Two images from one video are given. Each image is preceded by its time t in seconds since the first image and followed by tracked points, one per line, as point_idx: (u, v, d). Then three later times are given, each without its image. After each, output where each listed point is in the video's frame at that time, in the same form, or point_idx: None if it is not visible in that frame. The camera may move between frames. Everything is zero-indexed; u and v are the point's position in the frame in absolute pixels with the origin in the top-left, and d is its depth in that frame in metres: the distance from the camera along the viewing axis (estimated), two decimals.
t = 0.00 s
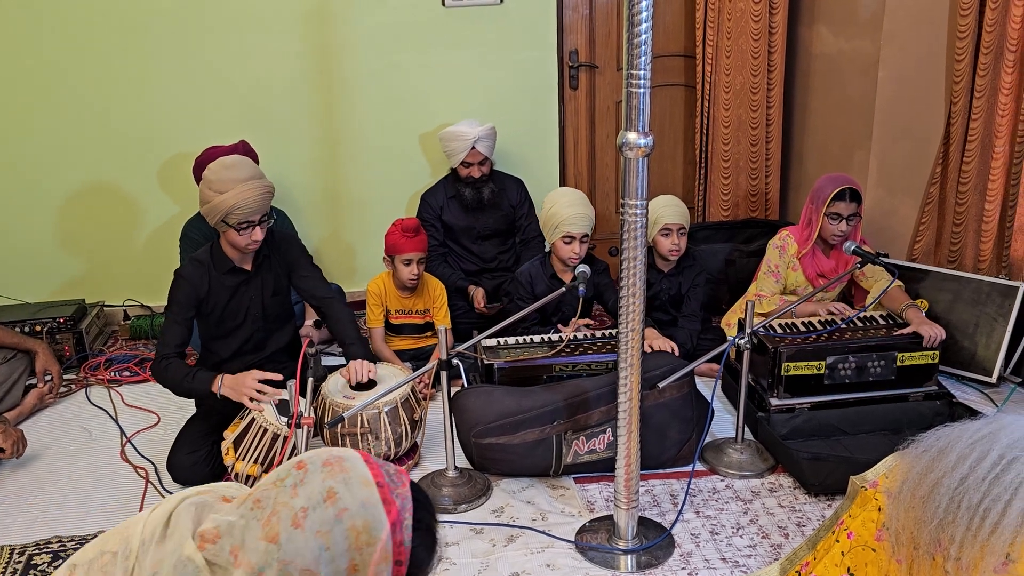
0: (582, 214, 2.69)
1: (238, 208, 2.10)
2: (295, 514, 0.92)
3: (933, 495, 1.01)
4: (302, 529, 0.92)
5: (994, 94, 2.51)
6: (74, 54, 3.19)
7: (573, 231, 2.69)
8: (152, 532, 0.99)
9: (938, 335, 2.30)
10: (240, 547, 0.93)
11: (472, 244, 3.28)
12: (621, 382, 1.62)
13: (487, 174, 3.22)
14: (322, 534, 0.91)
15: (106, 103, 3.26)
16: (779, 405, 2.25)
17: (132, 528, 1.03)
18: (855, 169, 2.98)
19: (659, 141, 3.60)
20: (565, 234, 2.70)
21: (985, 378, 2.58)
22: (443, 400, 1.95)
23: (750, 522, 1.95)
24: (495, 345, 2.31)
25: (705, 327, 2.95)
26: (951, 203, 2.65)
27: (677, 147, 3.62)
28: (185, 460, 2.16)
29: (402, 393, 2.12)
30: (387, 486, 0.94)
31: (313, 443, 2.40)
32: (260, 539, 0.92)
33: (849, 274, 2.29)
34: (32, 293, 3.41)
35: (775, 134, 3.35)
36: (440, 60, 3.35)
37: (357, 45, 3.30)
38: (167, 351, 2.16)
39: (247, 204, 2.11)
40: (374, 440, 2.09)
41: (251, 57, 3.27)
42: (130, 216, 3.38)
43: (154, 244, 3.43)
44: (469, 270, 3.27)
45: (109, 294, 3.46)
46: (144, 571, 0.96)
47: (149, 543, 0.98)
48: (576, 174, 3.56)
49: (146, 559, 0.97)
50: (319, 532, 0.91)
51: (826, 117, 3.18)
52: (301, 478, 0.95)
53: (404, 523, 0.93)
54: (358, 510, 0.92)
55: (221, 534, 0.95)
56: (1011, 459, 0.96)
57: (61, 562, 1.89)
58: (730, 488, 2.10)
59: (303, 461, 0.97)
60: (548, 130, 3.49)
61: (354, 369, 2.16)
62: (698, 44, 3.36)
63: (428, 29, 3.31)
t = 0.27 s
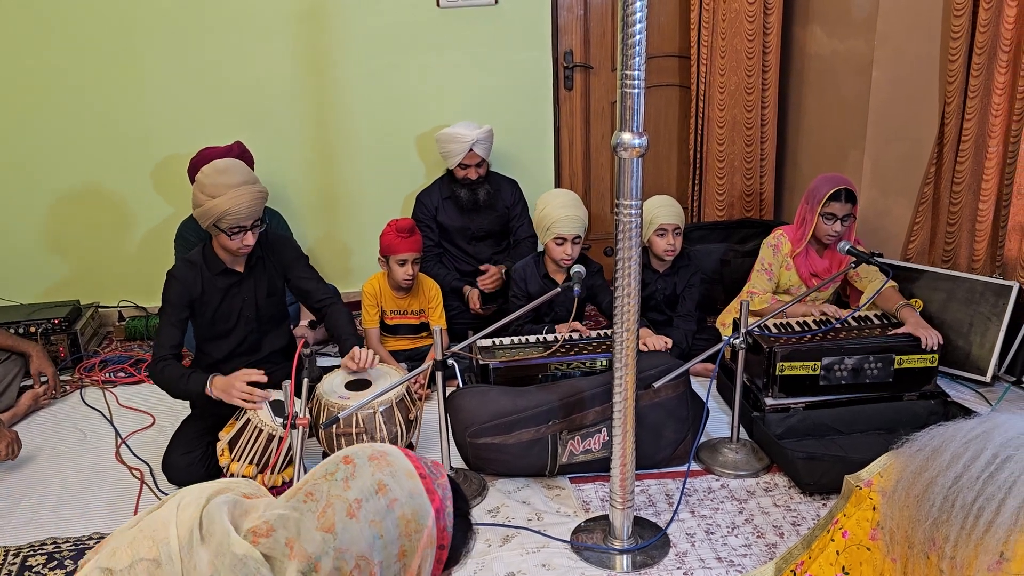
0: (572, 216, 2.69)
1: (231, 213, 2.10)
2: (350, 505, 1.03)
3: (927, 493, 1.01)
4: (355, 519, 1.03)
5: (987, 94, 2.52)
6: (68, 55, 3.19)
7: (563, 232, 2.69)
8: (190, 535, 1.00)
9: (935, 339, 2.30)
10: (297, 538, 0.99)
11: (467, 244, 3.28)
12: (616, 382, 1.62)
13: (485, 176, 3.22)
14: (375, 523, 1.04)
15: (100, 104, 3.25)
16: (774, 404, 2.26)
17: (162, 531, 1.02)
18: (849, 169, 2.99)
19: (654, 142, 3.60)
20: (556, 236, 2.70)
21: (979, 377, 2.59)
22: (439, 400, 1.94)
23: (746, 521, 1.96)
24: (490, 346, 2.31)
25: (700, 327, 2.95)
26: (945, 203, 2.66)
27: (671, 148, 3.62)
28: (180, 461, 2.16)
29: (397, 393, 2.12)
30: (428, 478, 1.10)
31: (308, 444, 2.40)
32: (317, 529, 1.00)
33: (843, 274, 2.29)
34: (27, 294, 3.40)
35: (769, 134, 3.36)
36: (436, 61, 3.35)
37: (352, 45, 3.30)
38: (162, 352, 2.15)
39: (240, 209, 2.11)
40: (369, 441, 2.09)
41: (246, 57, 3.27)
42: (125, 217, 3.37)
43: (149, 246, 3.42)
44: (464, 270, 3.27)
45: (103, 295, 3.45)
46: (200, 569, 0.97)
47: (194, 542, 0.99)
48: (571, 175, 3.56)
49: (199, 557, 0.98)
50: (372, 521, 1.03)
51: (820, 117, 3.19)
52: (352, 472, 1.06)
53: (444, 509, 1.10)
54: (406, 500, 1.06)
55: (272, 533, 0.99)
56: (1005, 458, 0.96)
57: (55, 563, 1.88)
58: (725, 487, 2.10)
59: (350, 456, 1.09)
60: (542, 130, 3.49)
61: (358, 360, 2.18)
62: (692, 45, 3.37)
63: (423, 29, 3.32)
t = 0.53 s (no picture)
0: (565, 217, 2.69)
1: (225, 215, 2.10)
2: (361, 500, 1.03)
3: (922, 493, 1.02)
4: (367, 514, 1.03)
5: (981, 95, 2.53)
6: (63, 57, 3.19)
7: (557, 234, 2.69)
8: (204, 530, 0.99)
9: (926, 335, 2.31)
10: (309, 532, 0.99)
11: (463, 245, 3.28)
12: (611, 382, 1.62)
13: (479, 177, 3.22)
14: (385, 518, 1.04)
15: (95, 104, 3.25)
16: (769, 404, 2.26)
17: (177, 527, 1.01)
18: (844, 169, 3.00)
19: (649, 142, 3.61)
20: (549, 238, 2.70)
21: (973, 377, 2.60)
22: (435, 401, 1.94)
23: (741, 522, 1.96)
24: (485, 347, 2.31)
25: (695, 328, 2.96)
26: (939, 203, 2.67)
27: (666, 148, 3.63)
28: (175, 462, 2.15)
29: (392, 394, 2.12)
30: (437, 475, 1.11)
31: (303, 446, 2.39)
32: (328, 524, 1.00)
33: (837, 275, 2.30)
34: (22, 295, 3.40)
35: (764, 134, 3.37)
36: (431, 62, 3.36)
37: (347, 47, 3.30)
38: (155, 356, 2.15)
39: (234, 211, 2.10)
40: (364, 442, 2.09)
41: (241, 58, 3.26)
42: (120, 218, 3.37)
43: (144, 247, 3.42)
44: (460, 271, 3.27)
45: (98, 297, 3.45)
46: (214, 562, 0.96)
47: (208, 537, 0.98)
48: (566, 175, 3.57)
49: (213, 551, 0.97)
50: (383, 516, 1.04)
51: (814, 118, 3.20)
52: (364, 468, 1.07)
53: (451, 506, 1.11)
54: (416, 496, 1.07)
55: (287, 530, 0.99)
56: (999, 457, 0.97)
57: (50, 565, 1.88)
58: (721, 488, 2.11)
59: (362, 454, 1.09)
60: (538, 131, 3.49)
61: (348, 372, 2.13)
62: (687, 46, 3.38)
63: (418, 30, 3.32)
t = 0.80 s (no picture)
0: (564, 218, 2.69)
1: (218, 221, 2.10)
2: (376, 506, 0.97)
3: (917, 492, 1.02)
4: (381, 520, 0.96)
5: (975, 96, 2.54)
6: (58, 58, 3.18)
7: (556, 235, 2.69)
8: (222, 520, 0.93)
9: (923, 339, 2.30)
10: (321, 532, 0.92)
11: (458, 246, 3.28)
12: (607, 383, 1.62)
13: (473, 178, 3.22)
14: (398, 527, 0.97)
15: (90, 106, 3.24)
16: (765, 405, 2.26)
17: (196, 517, 0.95)
18: (839, 170, 3.01)
19: (645, 143, 3.61)
20: (548, 239, 2.71)
21: (969, 377, 2.60)
22: (431, 403, 1.94)
23: (737, 522, 1.96)
24: (481, 347, 2.31)
25: (691, 328, 2.96)
26: (934, 204, 2.68)
27: (662, 149, 3.63)
28: (171, 464, 2.15)
29: (388, 395, 2.12)
30: (453, 491, 1.04)
31: (300, 446, 2.39)
32: (342, 526, 0.93)
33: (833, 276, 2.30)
34: (18, 297, 3.39)
35: (759, 135, 3.37)
36: (427, 63, 3.36)
37: (343, 48, 3.30)
38: (154, 360, 2.15)
39: (226, 216, 2.10)
40: (361, 443, 2.09)
41: (237, 60, 3.26)
42: (116, 219, 3.36)
43: (139, 249, 3.41)
44: (456, 272, 3.28)
45: (93, 298, 3.44)
46: (226, 553, 0.89)
47: (225, 526, 0.92)
48: (562, 176, 3.57)
49: (226, 540, 0.91)
50: (396, 524, 0.96)
51: (809, 118, 3.21)
52: (382, 476, 1.00)
53: (464, 524, 1.04)
54: (429, 508, 1.00)
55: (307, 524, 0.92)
56: (994, 457, 0.97)
57: (46, 567, 1.88)
58: (717, 488, 2.11)
59: (380, 461, 1.03)
60: (534, 132, 3.49)
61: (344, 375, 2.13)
62: (682, 47, 3.38)
63: (414, 32, 3.32)
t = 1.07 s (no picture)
0: (562, 223, 2.70)
1: (216, 221, 2.10)
2: None
3: (914, 495, 1.02)
4: None
5: (971, 99, 2.54)
6: (55, 61, 3.18)
7: (555, 240, 2.69)
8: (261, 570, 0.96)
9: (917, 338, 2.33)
10: None
11: (455, 249, 3.29)
12: (604, 387, 1.62)
13: (470, 181, 3.22)
14: None
15: (86, 109, 3.24)
16: (762, 408, 2.26)
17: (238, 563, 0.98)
18: (836, 173, 3.01)
19: (642, 146, 3.62)
20: (546, 243, 2.71)
21: (965, 379, 2.61)
22: (428, 405, 1.94)
23: (734, 524, 1.96)
24: (478, 350, 2.31)
25: (688, 331, 2.96)
26: (930, 206, 2.69)
27: (659, 152, 3.64)
28: (168, 468, 2.15)
29: (386, 399, 2.11)
30: None
31: (297, 450, 2.39)
32: None
33: (829, 279, 2.30)
34: (15, 300, 3.39)
35: (756, 138, 3.38)
36: (425, 66, 3.36)
37: (340, 51, 3.30)
38: (150, 363, 2.14)
39: (224, 218, 2.10)
40: (358, 447, 2.09)
41: (235, 63, 3.26)
42: (113, 223, 3.36)
43: (136, 252, 3.41)
44: (453, 275, 3.28)
45: (90, 302, 3.44)
46: None
47: None
48: (559, 180, 3.57)
49: None
50: None
51: (806, 122, 3.22)
52: (421, 558, 1.00)
53: None
54: None
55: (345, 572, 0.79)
56: (990, 459, 0.97)
57: (42, 572, 1.87)
58: (714, 491, 2.11)
59: (421, 545, 1.03)
60: (531, 136, 3.50)
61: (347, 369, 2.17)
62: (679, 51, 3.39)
63: (411, 35, 3.32)
